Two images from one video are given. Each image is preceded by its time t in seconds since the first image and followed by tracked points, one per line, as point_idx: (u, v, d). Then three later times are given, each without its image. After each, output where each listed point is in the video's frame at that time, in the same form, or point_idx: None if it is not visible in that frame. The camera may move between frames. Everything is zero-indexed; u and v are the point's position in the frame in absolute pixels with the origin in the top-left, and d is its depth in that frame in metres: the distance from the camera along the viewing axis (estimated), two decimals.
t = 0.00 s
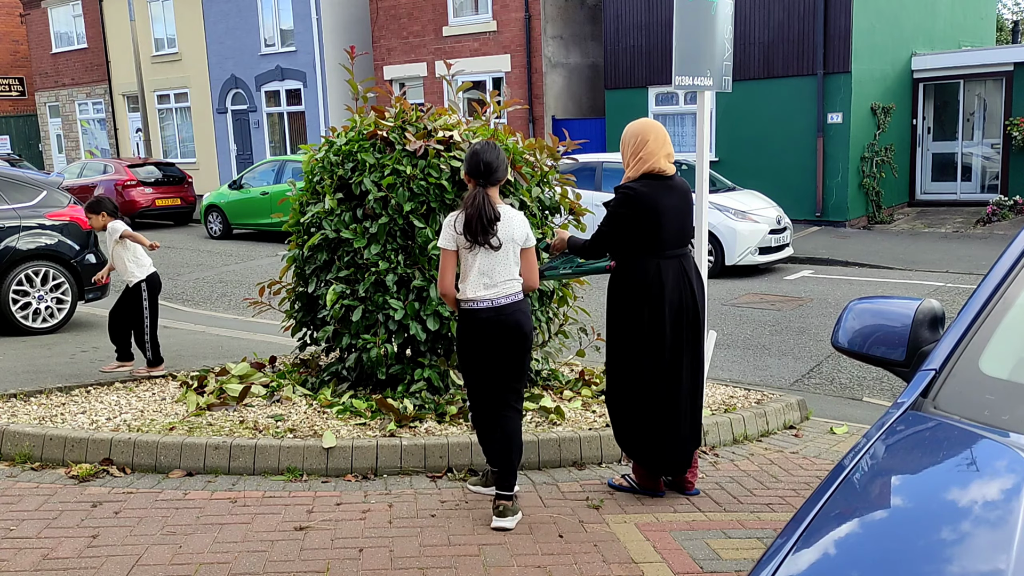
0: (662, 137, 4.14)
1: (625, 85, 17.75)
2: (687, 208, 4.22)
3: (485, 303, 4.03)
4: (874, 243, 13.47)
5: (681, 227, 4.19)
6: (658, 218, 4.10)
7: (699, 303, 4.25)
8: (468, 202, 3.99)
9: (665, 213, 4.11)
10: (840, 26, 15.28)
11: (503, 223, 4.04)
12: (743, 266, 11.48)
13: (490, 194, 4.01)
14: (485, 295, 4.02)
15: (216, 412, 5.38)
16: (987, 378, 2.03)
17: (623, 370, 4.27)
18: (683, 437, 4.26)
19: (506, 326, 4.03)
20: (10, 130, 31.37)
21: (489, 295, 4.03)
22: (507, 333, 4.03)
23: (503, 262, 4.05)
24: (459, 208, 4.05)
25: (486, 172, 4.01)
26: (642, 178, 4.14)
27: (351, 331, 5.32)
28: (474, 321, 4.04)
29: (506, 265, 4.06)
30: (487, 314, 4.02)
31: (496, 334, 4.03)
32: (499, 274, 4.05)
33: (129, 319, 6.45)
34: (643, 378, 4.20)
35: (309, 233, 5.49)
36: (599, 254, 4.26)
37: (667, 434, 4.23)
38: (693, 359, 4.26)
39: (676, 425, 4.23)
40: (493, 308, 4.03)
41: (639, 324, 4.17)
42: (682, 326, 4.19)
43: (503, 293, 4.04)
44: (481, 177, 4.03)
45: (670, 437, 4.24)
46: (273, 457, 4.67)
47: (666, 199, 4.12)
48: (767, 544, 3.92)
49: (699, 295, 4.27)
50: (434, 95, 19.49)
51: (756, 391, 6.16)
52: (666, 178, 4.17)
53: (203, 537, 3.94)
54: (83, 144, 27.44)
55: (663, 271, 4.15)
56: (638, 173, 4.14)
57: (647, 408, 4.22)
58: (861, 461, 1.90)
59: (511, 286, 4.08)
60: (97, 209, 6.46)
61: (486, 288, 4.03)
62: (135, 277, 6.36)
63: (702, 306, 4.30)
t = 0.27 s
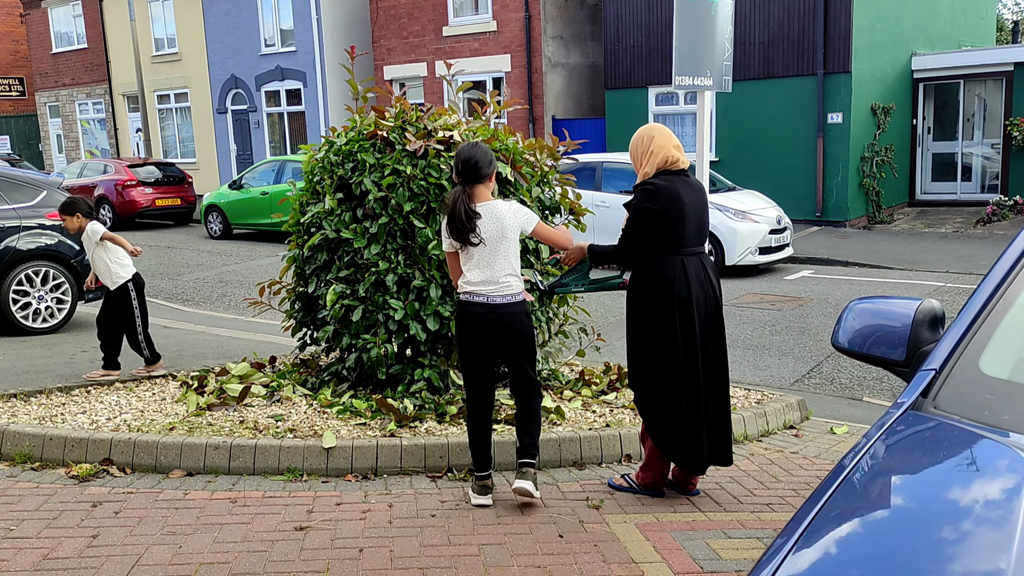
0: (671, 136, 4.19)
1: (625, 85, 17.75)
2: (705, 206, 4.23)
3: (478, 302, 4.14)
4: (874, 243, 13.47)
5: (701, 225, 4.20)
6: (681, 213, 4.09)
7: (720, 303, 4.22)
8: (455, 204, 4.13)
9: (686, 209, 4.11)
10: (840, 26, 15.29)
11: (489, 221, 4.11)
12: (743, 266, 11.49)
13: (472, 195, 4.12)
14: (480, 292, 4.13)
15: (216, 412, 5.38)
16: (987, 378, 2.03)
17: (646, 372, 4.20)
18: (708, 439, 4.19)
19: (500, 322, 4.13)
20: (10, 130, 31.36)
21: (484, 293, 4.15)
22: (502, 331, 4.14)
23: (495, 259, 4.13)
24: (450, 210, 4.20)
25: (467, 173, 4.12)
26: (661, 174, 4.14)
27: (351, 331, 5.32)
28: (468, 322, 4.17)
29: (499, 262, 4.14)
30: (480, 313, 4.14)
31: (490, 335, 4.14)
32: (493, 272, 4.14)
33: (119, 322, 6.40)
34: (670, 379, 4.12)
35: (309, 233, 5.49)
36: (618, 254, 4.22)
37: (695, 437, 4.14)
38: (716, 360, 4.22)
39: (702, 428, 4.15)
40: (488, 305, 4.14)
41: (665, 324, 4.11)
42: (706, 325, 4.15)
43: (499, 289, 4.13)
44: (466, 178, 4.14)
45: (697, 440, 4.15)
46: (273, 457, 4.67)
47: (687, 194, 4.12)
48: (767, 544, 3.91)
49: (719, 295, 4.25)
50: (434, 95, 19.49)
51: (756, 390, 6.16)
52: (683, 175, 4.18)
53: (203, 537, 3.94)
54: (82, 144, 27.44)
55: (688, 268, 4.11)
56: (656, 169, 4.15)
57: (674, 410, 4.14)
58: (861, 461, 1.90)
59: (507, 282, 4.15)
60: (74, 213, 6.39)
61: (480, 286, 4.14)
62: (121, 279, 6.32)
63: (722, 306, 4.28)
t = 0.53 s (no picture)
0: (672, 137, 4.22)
1: (625, 85, 17.76)
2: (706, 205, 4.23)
3: (542, 297, 4.15)
4: (874, 243, 13.47)
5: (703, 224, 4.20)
6: (683, 212, 4.09)
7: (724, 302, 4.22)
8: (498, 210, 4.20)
9: (688, 208, 4.11)
10: (839, 26, 15.29)
11: (536, 220, 4.19)
12: (743, 266, 11.49)
13: (516, 200, 4.19)
14: (544, 288, 4.15)
15: (216, 412, 5.38)
16: (987, 378, 2.03)
17: (650, 374, 4.19)
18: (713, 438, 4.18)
19: (563, 320, 4.16)
20: (10, 130, 31.37)
21: (547, 288, 4.17)
22: (561, 328, 4.16)
23: (552, 253, 4.18)
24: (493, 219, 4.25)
25: (506, 181, 4.21)
26: (663, 174, 4.16)
27: (351, 331, 5.31)
28: (534, 319, 4.15)
29: (555, 258, 4.19)
30: (548, 309, 4.15)
31: (551, 333, 4.16)
32: (551, 269, 4.18)
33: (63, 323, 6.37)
34: (674, 380, 4.11)
35: (309, 233, 5.48)
36: (622, 256, 4.22)
37: (700, 438, 4.14)
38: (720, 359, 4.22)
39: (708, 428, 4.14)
40: (553, 299, 4.15)
41: (670, 324, 4.10)
42: (710, 325, 4.15)
43: (561, 283, 4.18)
44: (504, 187, 4.22)
45: (702, 440, 4.15)
46: (273, 457, 4.68)
47: (689, 193, 4.13)
48: (766, 544, 3.91)
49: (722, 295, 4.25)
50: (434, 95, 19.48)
51: (756, 390, 6.17)
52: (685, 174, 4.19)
53: (203, 537, 3.94)
54: (82, 144, 27.45)
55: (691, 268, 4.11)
56: (657, 169, 4.16)
57: (679, 411, 4.14)
58: (862, 461, 1.90)
59: (566, 277, 4.20)
60: None
61: (543, 281, 4.16)
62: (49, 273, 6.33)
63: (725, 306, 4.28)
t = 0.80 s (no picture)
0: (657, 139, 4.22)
1: (625, 85, 17.76)
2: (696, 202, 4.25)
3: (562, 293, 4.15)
4: (874, 243, 13.47)
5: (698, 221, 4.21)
6: (684, 211, 4.10)
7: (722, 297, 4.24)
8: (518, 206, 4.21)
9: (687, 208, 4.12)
10: (840, 26, 15.30)
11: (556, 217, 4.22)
12: (743, 266, 11.49)
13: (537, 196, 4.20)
14: (565, 282, 4.16)
15: (216, 412, 5.38)
16: (987, 378, 2.03)
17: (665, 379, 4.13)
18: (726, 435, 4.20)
19: (581, 318, 4.17)
20: (10, 130, 31.36)
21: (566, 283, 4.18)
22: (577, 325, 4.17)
23: (570, 251, 4.22)
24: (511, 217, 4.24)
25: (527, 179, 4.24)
26: (660, 174, 4.14)
27: (351, 331, 5.31)
28: (554, 317, 4.12)
29: (574, 254, 4.22)
30: (568, 306, 4.14)
31: (567, 330, 4.15)
32: (569, 264, 4.21)
33: None
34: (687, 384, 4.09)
35: (309, 233, 5.48)
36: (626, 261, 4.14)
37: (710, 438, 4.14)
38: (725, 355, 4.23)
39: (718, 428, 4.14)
40: (574, 294, 4.17)
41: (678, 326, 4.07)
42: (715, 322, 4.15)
43: (579, 279, 4.20)
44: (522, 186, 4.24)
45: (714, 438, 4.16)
46: (273, 457, 4.68)
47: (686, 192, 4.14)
48: (766, 544, 3.92)
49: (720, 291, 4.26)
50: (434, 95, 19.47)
51: (756, 391, 6.17)
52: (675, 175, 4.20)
53: (202, 537, 3.94)
54: (82, 144, 27.44)
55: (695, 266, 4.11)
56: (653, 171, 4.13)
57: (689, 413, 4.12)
58: (862, 461, 1.90)
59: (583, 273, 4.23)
60: None
61: (563, 277, 4.17)
62: None
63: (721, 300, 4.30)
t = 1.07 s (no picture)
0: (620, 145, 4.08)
1: (625, 85, 17.75)
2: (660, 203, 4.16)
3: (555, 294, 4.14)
4: (874, 243, 13.47)
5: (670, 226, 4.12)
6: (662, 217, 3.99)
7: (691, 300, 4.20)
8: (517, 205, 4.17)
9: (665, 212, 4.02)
10: (840, 26, 15.30)
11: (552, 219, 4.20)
12: (743, 266, 11.48)
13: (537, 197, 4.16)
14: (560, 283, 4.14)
15: (216, 412, 5.38)
16: (986, 378, 2.03)
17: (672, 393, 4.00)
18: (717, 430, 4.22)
19: (579, 313, 4.19)
20: (11, 130, 31.36)
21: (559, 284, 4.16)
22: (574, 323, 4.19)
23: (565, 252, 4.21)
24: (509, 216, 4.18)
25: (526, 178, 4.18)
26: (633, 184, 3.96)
27: (351, 331, 5.31)
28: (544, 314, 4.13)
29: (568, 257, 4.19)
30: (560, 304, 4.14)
31: (563, 327, 4.16)
32: (563, 266, 4.18)
33: None
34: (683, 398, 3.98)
35: (309, 233, 5.47)
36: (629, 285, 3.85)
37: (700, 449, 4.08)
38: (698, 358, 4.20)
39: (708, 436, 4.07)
40: (569, 295, 4.17)
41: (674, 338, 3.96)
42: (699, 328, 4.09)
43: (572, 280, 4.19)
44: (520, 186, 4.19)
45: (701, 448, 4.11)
46: (273, 457, 4.67)
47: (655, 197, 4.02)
48: (766, 544, 3.92)
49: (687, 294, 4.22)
50: (434, 95, 19.48)
51: (755, 391, 6.17)
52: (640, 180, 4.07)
53: (202, 537, 3.94)
54: (83, 144, 27.44)
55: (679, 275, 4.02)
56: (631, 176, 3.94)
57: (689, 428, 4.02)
58: (862, 461, 1.90)
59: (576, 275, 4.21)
60: None
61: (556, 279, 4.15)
62: None
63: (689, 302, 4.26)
